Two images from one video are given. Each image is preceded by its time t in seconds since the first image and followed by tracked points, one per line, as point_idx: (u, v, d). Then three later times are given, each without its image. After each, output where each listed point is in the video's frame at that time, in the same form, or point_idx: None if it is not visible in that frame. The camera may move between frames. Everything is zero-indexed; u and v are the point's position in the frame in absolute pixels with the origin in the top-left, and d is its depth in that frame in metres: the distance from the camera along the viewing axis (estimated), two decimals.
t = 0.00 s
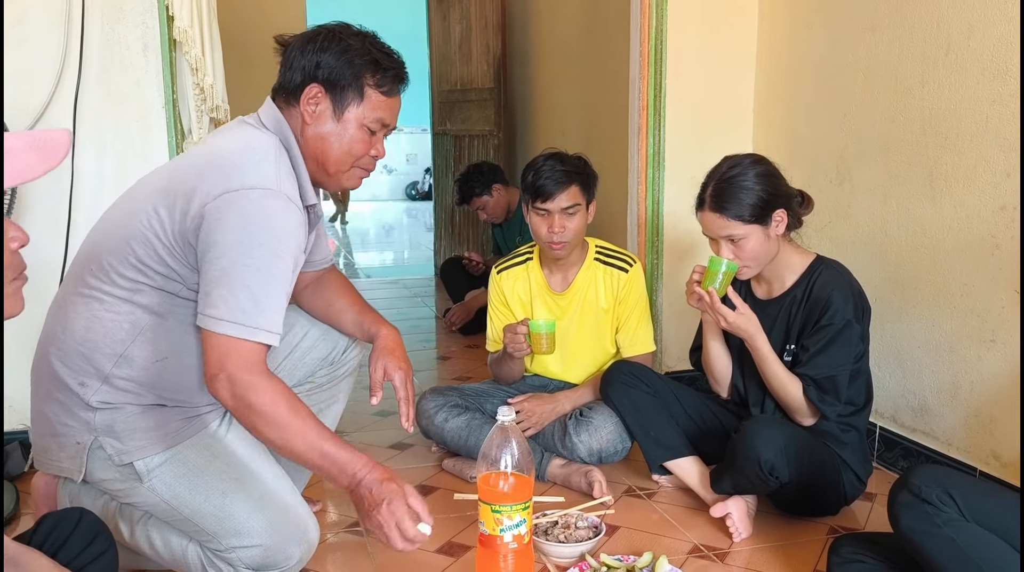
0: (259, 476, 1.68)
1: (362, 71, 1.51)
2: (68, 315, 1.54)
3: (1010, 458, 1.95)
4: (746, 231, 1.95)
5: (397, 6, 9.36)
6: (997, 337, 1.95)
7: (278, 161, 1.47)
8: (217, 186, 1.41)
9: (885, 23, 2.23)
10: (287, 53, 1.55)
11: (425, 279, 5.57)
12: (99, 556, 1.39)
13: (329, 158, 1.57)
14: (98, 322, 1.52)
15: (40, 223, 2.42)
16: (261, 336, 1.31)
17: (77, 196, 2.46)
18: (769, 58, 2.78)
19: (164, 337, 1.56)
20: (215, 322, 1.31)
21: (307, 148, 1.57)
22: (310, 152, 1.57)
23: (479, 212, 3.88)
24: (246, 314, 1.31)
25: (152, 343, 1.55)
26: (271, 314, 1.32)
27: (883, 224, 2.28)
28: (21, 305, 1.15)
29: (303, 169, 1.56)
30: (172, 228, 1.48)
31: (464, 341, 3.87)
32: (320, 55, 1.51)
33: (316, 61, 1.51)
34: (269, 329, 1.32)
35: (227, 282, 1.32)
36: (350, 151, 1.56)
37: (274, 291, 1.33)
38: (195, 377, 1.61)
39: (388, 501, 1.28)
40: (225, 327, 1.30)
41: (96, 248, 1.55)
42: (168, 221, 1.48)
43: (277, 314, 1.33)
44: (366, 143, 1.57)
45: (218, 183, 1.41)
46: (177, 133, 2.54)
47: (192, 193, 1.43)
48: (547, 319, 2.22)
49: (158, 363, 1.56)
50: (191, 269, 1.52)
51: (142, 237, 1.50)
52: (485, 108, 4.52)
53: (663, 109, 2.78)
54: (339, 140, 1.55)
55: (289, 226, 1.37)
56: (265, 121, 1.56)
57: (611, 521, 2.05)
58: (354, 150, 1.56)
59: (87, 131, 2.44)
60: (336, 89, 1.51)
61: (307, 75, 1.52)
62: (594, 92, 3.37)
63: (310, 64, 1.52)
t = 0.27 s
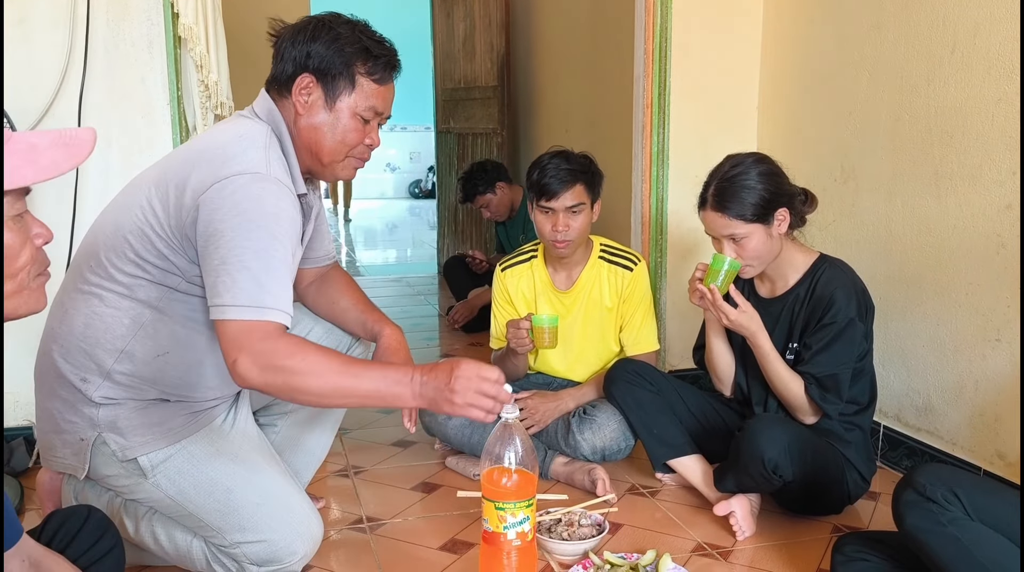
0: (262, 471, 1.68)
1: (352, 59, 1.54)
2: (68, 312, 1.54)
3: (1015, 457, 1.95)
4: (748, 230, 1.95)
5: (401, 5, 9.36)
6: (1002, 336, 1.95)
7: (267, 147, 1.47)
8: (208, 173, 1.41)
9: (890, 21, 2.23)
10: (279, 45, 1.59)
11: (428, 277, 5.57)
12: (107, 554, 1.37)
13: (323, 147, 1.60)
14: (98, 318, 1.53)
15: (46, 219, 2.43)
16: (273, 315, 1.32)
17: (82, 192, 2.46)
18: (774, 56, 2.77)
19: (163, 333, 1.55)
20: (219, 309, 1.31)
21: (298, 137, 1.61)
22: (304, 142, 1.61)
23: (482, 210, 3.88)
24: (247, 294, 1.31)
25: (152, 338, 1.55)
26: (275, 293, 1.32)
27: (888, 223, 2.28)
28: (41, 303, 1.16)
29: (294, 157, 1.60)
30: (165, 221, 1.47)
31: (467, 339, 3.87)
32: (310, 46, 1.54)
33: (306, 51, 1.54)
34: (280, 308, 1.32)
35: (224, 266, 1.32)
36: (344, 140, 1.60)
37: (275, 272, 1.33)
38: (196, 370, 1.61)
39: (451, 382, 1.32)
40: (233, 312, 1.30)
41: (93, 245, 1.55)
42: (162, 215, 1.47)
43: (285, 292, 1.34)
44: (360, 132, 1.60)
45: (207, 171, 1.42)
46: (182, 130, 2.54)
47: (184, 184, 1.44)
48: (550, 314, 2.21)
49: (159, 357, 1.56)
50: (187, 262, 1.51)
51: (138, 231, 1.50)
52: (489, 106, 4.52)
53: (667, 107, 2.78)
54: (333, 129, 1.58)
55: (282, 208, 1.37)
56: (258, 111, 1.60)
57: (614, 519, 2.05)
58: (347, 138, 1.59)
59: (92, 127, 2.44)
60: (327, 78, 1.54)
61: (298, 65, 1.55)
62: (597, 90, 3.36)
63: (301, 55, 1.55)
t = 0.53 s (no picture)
0: (266, 469, 1.69)
1: (356, 54, 1.55)
2: (74, 309, 1.54)
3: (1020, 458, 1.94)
4: (750, 231, 1.95)
5: (404, 3, 9.36)
6: (1007, 336, 1.94)
7: (276, 140, 1.47)
8: (218, 168, 1.42)
9: (896, 21, 2.22)
10: (282, 43, 1.59)
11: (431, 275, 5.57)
12: (110, 550, 1.37)
13: (329, 142, 1.60)
14: (105, 315, 1.53)
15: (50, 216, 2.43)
16: (291, 301, 1.32)
17: (87, 189, 2.46)
18: (779, 56, 2.77)
19: (170, 329, 1.56)
20: (240, 299, 1.30)
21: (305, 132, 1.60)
22: (309, 138, 1.61)
23: (486, 209, 3.88)
24: (267, 283, 1.30)
25: (159, 335, 1.55)
26: (294, 278, 1.33)
27: (893, 223, 2.27)
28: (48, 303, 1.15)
29: (300, 150, 1.60)
30: (176, 217, 1.47)
31: (470, 338, 3.87)
32: (315, 42, 1.55)
33: (310, 47, 1.55)
34: (297, 295, 1.32)
35: (243, 256, 1.32)
36: (349, 135, 1.60)
37: (292, 261, 1.33)
38: (203, 366, 1.62)
39: (474, 377, 1.39)
40: (252, 301, 1.30)
41: (100, 241, 1.55)
42: (173, 210, 1.47)
43: (301, 278, 1.34)
44: (366, 127, 1.61)
45: (217, 166, 1.42)
46: (187, 128, 2.54)
47: (193, 179, 1.44)
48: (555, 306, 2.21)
49: (166, 354, 1.57)
50: (194, 257, 1.51)
51: (148, 227, 1.50)
52: (493, 106, 4.52)
53: (672, 106, 2.78)
54: (339, 125, 1.58)
55: (293, 199, 1.37)
56: (264, 106, 1.59)
57: (618, 518, 2.04)
58: (353, 133, 1.60)
59: (97, 125, 2.44)
60: (332, 73, 1.55)
61: (303, 62, 1.56)
62: (602, 90, 3.36)
63: (306, 51, 1.55)
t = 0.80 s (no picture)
0: (269, 468, 1.69)
1: (360, 51, 1.55)
2: (79, 307, 1.54)
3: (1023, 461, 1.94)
4: (755, 230, 1.94)
5: (408, 3, 9.36)
6: (1011, 338, 1.94)
7: (280, 137, 1.48)
8: (222, 163, 1.42)
9: (901, 22, 2.22)
10: (285, 40, 1.60)
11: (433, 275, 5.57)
12: (114, 546, 1.38)
13: (332, 139, 1.61)
14: (110, 313, 1.53)
15: (54, 215, 2.43)
16: (300, 285, 1.31)
17: (91, 188, 2.47)
18: (783, 56, 2.77)
19: (174, 326, 1.56)
20: (249, 286, 1.30)
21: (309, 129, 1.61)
22: (313, 135, 1.61)
23: (489, 208, 3.88)
24: (277, 269, 1.30)
25: (164, 331, 1.56)
26: (302, 265, 1.33)
27: (897, 225, 2.28)
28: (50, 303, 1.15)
29: (304, 146, 1.60)
30: (181, 213, 1.47)
31: (473, 338, 3.87)
32: (317, 39, 1.55)
33: (313, 44, 1.55)
34: (307, 280, 1.32)
35: (253, 246, 1.32)
36: (352, 132, 1.60)
37: (299, 249, 1.33)
38: (207, 364, 1.62)
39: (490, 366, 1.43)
40: (262, 287, 1.29)
41: (105, 239, 1.55)
42: (178, 207, 1.47)
43: (310, 266, 1.34)
44: (368, 123, 1.61)
45: (222, 161, 1.42)
46: (191, 126, 2.54)
47: (197, 175, 1.44)
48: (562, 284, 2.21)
49: (170, 352, 1.57)
50: (199, 254, 1.51)
51: (153, 224, 1.49)
52: (496, 105, 4.53)
53: (676, 107, 2.78)
54: (341, 122, 1.59)
55: (297, 193, 1.38)
56: (266, 103, 1.59)
57: (621, 519, 2.04)
58: (355, 130, 1.60)
59: (101, 123, 2.44)
60: (335, 70, 1.55)
61: (306, 60, 1.56)
62: (605, 90, 3.36)
63: (309, 48, 1.55)
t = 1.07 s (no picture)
0: (272, 466, 1.69)
1: (363, 51, 1.56)
2: (83, 306, 1.55)
3: None
4: (760, 229, 1.95)
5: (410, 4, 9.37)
6: (1013, 341, 1.94)
7: (283, 135, 1.48)
8: (227, 162, 1.42)
9: (905, 25, 2.23)
10: (288, 41, 1.60)
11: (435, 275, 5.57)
12: (116, 546, 1.38)
13: (336, 139, 1.61)
14: (114, 311, 1.53)
15: (58, 213, 2.43)
16: (314, 274, 1.32)
17: (95, 187, 2.47)
18: (786, 58, 2.77)
19: (177, 324, 1.56)
20: (262, 274, 1.30)
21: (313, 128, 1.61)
22: (316, 134, 1.61)
23: (491, 208, 3.88)
24: (289, 257, 1.31)
25: (168, 330, 1.56)
26: (313, 253, 1.33)
27: (899, 228, 2.28)
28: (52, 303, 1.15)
29: (308, 144, 1.60)
30: (185, 212, 1.47)
31: (474, 338, 3.87)
32: (320, 39, 1.55)
33: (317, 43, 1.55)
34: (319, 267, 1.33)
35: (263, 239, 1.32)
36: (355, 132, 1.61)
37: (309, 239, 1.34)
38: (210, 363, 1.62)
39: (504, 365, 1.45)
40: (276, 275, 1.30)
41: (109, 238, 1.55)
42: (181, 206, 1.48)
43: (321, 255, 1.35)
44: (372, 123, 1.62)
45: (226, 160, 1.42)
46: (194, 126, 2.54)
47: (201, 174, 1.44)
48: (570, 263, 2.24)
49: (173, 350, 1.57)
50: (202, 253, 1.51)
51: (157, 222, 1.50)
52: (499, 106, 4.53)
53: (679, 109, 2.78)
54: (344, 122, 1.59)
55: (302, 191, 1.38)
56: (270, 103, 1.59)
57: (622, 520, 2.05)
58: (359, 130, 1.61)
59: (104, 122, 2.45)
60: (338, 70, 1.56)
61: (309, 60, 1.56)
62: (608, 91, 3.36)
63: (312, 47, 1.56)
